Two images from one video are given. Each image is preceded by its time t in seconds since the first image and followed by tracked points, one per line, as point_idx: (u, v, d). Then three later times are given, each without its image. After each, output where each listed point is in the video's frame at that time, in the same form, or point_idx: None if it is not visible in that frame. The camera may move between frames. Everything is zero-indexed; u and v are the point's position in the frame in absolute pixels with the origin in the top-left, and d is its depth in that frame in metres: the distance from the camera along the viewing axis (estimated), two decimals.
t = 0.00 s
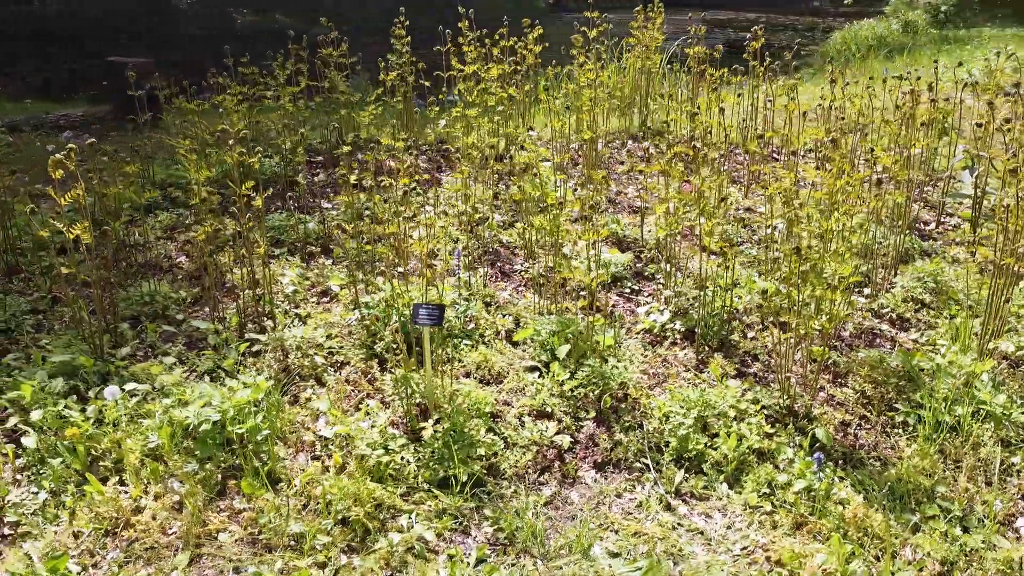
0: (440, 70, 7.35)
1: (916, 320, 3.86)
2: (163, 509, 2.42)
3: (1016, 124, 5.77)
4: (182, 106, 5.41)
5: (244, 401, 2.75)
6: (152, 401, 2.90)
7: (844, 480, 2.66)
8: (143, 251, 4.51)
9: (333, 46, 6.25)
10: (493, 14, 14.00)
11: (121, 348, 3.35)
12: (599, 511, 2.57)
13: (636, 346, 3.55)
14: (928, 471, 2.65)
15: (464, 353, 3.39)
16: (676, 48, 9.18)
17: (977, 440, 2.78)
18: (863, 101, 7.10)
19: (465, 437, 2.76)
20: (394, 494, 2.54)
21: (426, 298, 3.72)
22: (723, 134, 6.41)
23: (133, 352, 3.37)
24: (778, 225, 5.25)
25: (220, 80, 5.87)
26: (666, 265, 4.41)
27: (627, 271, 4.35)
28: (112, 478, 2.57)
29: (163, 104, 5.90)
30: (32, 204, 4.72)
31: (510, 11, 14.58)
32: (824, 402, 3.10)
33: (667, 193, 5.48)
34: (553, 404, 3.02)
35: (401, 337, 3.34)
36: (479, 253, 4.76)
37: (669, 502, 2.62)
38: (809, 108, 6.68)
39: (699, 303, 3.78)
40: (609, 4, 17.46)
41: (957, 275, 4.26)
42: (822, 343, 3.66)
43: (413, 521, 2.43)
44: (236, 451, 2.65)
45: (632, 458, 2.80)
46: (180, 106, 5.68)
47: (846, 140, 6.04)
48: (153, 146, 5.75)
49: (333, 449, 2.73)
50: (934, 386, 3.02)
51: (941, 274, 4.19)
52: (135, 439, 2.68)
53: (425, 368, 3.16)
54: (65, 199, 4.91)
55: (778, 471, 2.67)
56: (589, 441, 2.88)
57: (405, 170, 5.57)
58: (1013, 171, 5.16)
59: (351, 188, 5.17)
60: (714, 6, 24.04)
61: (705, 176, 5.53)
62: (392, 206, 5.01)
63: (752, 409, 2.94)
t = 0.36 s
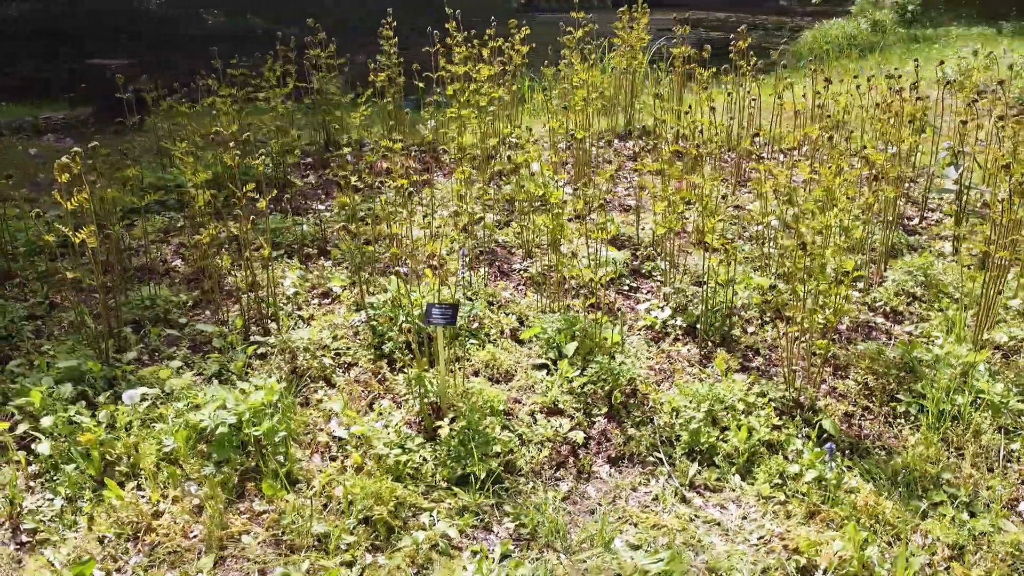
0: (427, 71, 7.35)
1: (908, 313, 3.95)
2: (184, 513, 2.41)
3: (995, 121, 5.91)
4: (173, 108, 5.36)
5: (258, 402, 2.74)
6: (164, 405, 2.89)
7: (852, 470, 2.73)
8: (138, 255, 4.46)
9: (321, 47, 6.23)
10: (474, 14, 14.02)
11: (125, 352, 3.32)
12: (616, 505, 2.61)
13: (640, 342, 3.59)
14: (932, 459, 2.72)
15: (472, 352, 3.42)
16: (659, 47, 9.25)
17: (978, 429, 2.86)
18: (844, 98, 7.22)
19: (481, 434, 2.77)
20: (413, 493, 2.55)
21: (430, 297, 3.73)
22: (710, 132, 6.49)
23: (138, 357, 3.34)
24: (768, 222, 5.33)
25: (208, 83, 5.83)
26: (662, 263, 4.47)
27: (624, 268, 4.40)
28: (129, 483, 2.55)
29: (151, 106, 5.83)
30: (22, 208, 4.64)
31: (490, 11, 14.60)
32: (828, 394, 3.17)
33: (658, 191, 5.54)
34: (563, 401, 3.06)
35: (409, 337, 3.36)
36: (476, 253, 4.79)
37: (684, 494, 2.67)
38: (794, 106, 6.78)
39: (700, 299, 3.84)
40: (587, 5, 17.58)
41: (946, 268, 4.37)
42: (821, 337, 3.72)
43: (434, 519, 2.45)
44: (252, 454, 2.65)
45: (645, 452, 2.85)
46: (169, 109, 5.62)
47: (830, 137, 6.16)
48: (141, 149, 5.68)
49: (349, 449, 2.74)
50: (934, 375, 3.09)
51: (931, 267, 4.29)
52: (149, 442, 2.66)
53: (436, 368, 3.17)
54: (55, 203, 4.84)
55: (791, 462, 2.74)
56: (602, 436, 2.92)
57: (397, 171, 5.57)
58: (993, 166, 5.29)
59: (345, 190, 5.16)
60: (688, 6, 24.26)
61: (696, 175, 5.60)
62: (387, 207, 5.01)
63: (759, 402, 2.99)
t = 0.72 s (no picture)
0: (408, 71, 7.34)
1: (892, 305, 4.06)
2: (196, 517, 2.40)
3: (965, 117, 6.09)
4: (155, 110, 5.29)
5: (265, 405, 2.73)
6: (167, 409, 2.87)
7: (851, 458, 2.81)
8: (126, 260, 4.41)
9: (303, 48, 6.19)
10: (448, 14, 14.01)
11: (122, 358, 3.29)
12: (624, 498, 2.66)
13: (636, 338, 3.65)
14: (926, 446, 2.82)
15: (472, 351, 3.44)
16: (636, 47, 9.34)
17: (968, 415, 2.96)
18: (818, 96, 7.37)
19: (489, 432, 2.80)
20: (425, 491, 2.57)
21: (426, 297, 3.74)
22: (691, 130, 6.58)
23: (135, 363, 3.31)
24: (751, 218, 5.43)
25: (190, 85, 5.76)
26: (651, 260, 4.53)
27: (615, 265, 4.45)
28: (138, 488, 2.53)
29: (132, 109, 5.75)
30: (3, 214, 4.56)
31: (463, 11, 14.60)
32: (822, 385, 3.25)
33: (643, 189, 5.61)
34: (566, 397, 3.09)
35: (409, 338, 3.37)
36: (466, 253, 4.81)
37: (690, 486, 2.73)
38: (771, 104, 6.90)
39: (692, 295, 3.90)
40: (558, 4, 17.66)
41: (926, 260, 4.50)
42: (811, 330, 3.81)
43: (448, 516, 2.47)
44: (262, 456, 2.65)
45: (649, 446, 2.91)
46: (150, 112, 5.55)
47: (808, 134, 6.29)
48: (122, 152, 5.60)
49: (358, 450, 2.75)
50: (924, 364, 3.19)
51: (912, 260, 4.41)
52: (156, 446, 2.64)
53: (438, 367, 3.19)
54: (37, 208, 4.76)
55: (792, 451, 2.81)
56: (606, 431, 2.97)
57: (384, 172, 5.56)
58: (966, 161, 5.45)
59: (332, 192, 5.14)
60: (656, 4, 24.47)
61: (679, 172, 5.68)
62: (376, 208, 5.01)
63: (758, 394, 3.06)
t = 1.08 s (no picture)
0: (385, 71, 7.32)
1: (872, 296, 4.18)
2: (203, 519, 2.40)
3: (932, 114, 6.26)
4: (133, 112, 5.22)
5: (267, 406, 2.73)
6: (165, 413, 2.85)
7: (842, 445, 2.89)
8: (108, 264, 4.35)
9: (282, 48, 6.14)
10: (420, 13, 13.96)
11: (114, 363, 3.25)
12: (626, 489, 2.71)
13: (627, 333, 3.70)
14: (913, 431, 2.91)
15: (467, 349, 3.46)
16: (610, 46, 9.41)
17: (951, 401, 3.07)
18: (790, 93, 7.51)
19: (490, 428, 2.83)
20: (430, 487, 2.60)
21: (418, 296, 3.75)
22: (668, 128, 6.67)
23: (127, 367, 3.27)
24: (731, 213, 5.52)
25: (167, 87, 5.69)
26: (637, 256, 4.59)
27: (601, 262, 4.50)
28: (141, 492, 2.52)
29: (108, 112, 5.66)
30: None
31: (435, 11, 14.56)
32: (811, 375, 3.33)
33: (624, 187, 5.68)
34: (564, 393, 3.13)
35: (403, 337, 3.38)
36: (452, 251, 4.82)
37: (688, 476, 2.79)
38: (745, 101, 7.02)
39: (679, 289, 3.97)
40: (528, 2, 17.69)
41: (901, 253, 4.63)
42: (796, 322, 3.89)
43: (455, 511, 2.50)
44: (265, 457, 2.65)
45: (647, 438, 2.96)
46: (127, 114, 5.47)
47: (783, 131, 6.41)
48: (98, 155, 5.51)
49: (361, 449, 2.76)
50: (907, 353, 3.30)
51: (889, 253, 4.54)
52: (157, 450, 2.63)
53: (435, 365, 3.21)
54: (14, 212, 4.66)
55: (785, 440, 2.88)
56: (604, 425, 3.02)
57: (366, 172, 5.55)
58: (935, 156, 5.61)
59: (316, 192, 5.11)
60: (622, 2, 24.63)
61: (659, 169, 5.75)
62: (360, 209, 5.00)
63: (750, 385, 3.14)
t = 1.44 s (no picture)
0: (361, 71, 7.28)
1: (849, 288, 4.28)
2: (205, 523, 2.39)
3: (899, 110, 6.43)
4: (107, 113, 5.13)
5: (263, 408, 2.72)
6: (159, 417, 2.82)
7: (829, 433, 2.98)
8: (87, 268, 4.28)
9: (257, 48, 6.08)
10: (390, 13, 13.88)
11: (101, 368, 3.20)
12: (623, 480, 2.76)
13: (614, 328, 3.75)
14: (896, 418, 3.01)
15: (458, 347, 3.48)
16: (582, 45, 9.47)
17: (931, 388, 3.17)
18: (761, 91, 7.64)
19: (487, 425, 2.85)
20: (431, 484, 2.61)
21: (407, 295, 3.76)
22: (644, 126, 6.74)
23: (114, 373, 3.23)
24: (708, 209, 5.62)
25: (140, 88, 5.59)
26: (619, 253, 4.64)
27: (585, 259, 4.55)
28: (139, 497, 2.49)
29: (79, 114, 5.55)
30: None
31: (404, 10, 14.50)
32: (796, 366, 3.41)
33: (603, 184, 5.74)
34: (557, 388, 3.17)
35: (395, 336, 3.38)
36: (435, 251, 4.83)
37: (683, 466, 2.85)
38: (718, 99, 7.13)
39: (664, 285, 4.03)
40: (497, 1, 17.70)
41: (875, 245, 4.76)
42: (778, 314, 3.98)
43: (457, 507, 2.52)
44: (264, 459, 2.64)
45: (641, 430, 3.01)
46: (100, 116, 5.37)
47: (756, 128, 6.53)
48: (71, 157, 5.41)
49: (359, 449, 2.76)
50: (887, 342, 3.39)
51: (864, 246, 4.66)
52: (154, 454, 2.60)
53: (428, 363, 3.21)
54: None
55: (775, 429, 2.96)
56: (598, 419, 3.06)
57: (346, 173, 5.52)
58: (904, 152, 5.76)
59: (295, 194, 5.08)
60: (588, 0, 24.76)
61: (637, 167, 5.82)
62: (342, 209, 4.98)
63: (739, 377, 3.20)
